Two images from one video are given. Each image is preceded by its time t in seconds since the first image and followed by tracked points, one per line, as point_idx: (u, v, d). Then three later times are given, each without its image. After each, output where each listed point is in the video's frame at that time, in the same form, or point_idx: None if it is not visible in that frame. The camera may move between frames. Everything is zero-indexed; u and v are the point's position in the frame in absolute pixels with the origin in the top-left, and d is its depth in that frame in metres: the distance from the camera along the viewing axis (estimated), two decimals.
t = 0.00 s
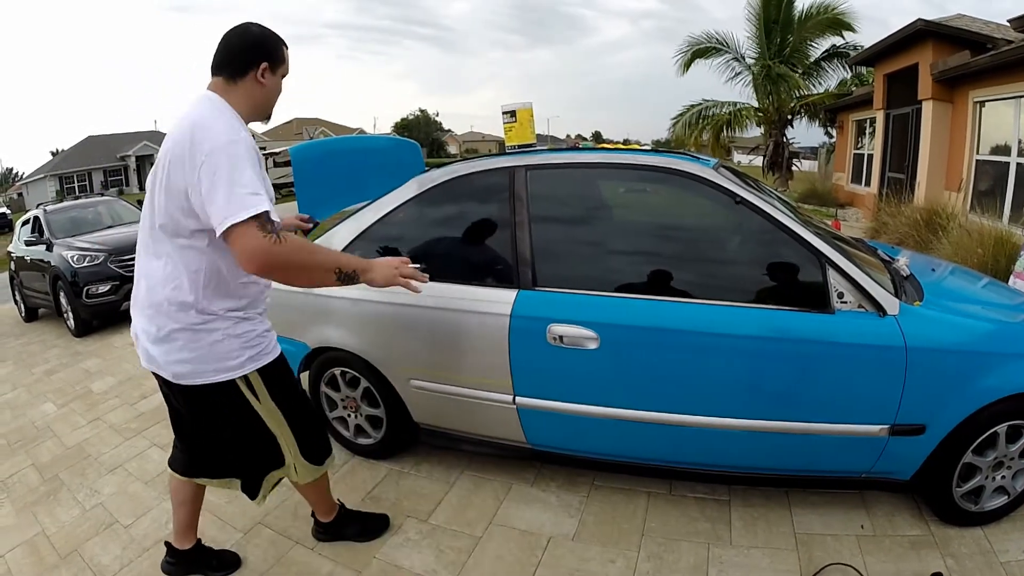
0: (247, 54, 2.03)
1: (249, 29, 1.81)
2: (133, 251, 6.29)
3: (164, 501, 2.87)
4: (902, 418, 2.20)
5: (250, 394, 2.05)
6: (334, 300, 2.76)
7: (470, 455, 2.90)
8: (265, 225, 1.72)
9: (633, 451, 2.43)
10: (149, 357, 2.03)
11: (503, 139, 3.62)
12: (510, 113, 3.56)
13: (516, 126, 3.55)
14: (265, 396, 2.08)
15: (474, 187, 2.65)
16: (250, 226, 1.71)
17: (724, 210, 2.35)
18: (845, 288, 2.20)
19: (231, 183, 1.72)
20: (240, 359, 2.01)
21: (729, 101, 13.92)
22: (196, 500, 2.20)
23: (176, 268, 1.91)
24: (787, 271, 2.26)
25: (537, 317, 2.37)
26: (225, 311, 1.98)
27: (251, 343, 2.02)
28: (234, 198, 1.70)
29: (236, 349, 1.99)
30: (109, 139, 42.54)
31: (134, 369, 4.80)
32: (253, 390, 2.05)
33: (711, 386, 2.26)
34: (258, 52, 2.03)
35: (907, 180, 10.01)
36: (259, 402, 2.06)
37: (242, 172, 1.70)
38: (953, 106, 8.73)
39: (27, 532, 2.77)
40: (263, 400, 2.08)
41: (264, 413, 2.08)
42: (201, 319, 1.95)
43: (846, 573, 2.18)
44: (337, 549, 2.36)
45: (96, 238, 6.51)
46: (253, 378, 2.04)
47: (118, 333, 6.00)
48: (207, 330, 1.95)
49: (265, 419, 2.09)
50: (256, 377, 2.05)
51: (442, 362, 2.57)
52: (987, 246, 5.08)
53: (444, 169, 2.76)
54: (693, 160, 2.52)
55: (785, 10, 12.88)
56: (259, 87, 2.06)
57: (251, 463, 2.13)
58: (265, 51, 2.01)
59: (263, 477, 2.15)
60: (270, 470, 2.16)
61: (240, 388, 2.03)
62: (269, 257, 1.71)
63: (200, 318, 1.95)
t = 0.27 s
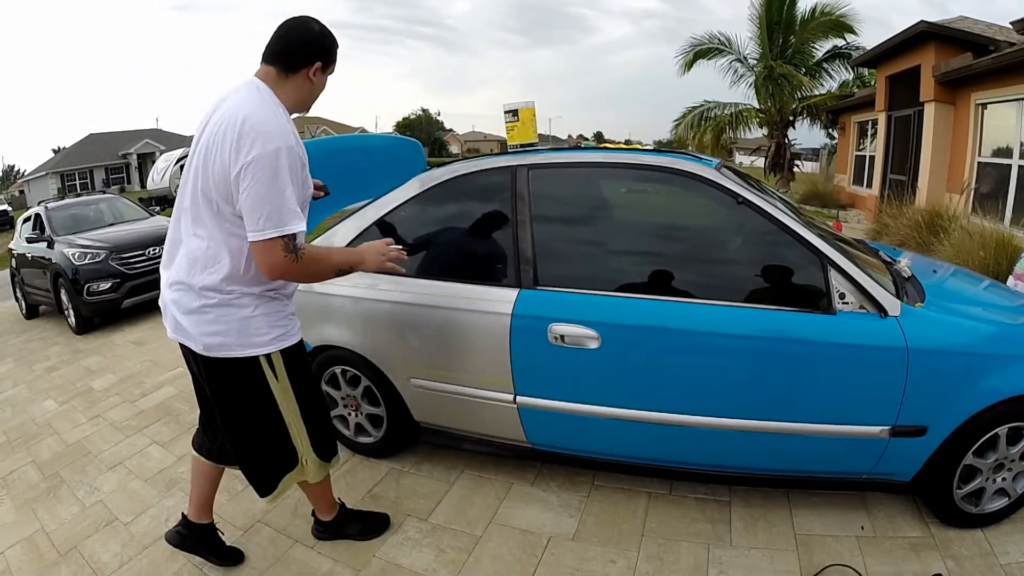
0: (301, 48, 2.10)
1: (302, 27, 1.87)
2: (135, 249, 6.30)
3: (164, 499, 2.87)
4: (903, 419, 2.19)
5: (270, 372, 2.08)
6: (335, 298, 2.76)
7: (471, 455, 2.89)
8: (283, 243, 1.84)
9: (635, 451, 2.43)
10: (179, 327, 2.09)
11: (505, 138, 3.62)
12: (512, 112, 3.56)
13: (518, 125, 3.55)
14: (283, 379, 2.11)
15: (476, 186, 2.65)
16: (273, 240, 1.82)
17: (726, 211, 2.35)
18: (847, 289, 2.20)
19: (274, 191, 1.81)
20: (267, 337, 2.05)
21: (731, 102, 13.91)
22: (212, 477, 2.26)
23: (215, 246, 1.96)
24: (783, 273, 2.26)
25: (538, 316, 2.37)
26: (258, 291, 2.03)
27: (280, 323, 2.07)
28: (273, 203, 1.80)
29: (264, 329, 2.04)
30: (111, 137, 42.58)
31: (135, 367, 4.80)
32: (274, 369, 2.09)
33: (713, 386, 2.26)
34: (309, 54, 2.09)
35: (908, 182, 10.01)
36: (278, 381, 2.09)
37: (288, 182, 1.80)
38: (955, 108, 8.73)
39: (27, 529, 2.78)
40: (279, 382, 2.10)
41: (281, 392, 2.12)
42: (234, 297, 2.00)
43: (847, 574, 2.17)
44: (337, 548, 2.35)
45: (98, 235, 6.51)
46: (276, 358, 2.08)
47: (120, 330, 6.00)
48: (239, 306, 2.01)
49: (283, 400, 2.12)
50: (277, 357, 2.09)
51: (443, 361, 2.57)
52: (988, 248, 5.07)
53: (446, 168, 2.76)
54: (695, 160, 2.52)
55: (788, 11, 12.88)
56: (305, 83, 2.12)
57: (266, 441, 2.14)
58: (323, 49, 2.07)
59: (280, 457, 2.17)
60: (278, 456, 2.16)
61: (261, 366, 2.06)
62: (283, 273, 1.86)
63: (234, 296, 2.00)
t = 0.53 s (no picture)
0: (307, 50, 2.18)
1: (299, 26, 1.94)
2: (134, 249, 6.29)
3: (163, 499, 2.86)
4: (902, 419, 2.20)
5: (272, 358, 2.14)
6: (334, 298, 2.76)
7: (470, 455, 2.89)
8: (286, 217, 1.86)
9: (634, 451, 2.43)
10: (191, 314, 2.15)
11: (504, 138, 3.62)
12: (511, 112, 3.57)
13: (518, 125, 3.55)
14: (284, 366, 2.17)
15: (475, 186, 2.65)
16: (270, 216, 1.84)
17: (725, 211, 2.35)
18: (846, 289, 2.20)
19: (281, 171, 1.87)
20: (272, 326, 2.12)
21: (730, 102, 13.91)
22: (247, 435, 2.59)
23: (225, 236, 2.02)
24: (774, 276, 2.27)
25: (537, 316, 2.37)
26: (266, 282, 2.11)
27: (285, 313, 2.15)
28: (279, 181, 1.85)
29: (270, 318, 2.12)
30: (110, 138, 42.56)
31: (135, 367, 4.80)
32: (275, 356, 2.14)
33: (712, 386, 2.26)
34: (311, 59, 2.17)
35: (907, 182, 10.02)
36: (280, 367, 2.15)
37: (295, 163, 1.86)
38: (954, 108, 8.73)
39: (26, 529, 2.78)
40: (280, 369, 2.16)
41: (281, 379, 2.17)
42: (243, 286, 2.08)
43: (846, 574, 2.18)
44: (337, 548, 2.35)
45: (97, 236, 6.51)
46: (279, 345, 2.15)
47: (119, 331, 6.00)
48: (245, 295, 2.09)
49: (283, 387, 2.17)
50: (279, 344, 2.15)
51: (442, 361, 2.57)
52: (987, 247, 5.08)
53: (446, 168, 2.76)
54: (694, 160, 2.53)
55: (787, 11, 12.88)
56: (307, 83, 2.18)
57: (268, 427, 2.20)
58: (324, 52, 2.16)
59: (281, 443, 2.22)
60: (279, 442, 2.21)
61: (264, 352, 2.12)
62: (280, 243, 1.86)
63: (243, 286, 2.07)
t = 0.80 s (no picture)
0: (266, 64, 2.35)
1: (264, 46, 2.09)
2: (134, 249, 6.30)
3: (163, 499, 2.86)
4: (901, 419, 2.20)
5: (251, 345, 2.21)
6: (334, 298, 2.76)
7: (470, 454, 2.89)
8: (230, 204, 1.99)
9: (634, 451, 2.43)
10: (183, 308, 2.28)
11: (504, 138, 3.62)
12: (511, 112, 3.56)
13: (517, 125, 3.55)
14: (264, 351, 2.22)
15: (475, 186, 2.65)
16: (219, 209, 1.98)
17: (724, 210, 2.35)
18: (846, 289, 2.20)
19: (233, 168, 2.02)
20: (247, 316, 2.19)
21: (730, 102, 13.91)
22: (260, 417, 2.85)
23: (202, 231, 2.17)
24: (766, 277, 2.28)
25: (536, 316, 2.37)
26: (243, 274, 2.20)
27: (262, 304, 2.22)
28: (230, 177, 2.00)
29: (246, 309, 2.19)
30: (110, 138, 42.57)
31: (135, 368, 4.80)
32: (254, 342, 2.21)
33: (712, 385, 2.26)
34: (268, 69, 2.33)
35: (907, 182, 10.01)
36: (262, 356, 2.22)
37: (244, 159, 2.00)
38: (954, 107, 8.73)
39: (26, 529, 2.78)
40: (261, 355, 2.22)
41: (264, 367, 2.23)
42: (221, 279, 2.18)
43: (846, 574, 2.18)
44: (337, 548, 2.35)
45: (97, 236, 6.51)
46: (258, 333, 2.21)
47: (119, 331, 6.00)
48: (222, 287, 2.18)
49: (265, 373, 2.23)
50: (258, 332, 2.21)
51: (442, 361, 2.57)
52: (987, 247, 5.07)
53: (445, 168, 2.76)
54: (694, 160, 2.53)
55: (787, 11, 12.88)
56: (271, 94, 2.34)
57: (251, 411, 2.28)
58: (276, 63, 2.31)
59: (267, 431, 2.27)
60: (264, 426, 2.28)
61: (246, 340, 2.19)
62: (229, 233, 1.99)
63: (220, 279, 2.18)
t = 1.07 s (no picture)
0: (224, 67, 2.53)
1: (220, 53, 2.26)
2: (137, 248, 6.31)
3: (165, 498, 2.86)
4: (904, 420, 2.19)
5: (223, 329, 2.39)
6: (336, 297, 2.76)
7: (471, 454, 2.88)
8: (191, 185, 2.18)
9: (635, 451, 2.43)
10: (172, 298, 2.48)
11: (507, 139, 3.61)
12: (514, 112, 3.56)
13: (520, 125, 3.55)
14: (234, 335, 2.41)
15: (477, 186, 2.65)
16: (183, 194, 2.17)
17: (727, 211, 2.35)
18: (848, 290, 2.20)
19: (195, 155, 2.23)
20: (222, 298, 2.35)
21: (733, 102, 13.89)
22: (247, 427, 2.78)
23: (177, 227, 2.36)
24: (766, 278, 2.28)
25: (539, 316, 2.37)
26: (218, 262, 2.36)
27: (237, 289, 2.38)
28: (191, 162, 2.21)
29: (221, 294, 2.35)
30: (113, 137, 42.65)
31: (137, 366, 4.80)
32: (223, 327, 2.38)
33: (714, 386, 2.26)
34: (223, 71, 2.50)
35: (911, 183, 9.99)
36: (230, 342, 2.42)
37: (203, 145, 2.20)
38: (957, 108, 8.72)
39: (28, 528, 2.78)
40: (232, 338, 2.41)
41: (233, 348, 2.42)
42: (197, 268, 2.34)
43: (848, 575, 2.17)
44: (338, 547, 2.35)
45: (100, 235, 6.52)
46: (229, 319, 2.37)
47: (122, 329, 6.01)
48: (197, 273, 2.35)
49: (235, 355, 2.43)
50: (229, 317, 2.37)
51: (444, 361, 2.56)
52: (991, 249, 5.06)
53: (448, 168, 2.76)
54: (697, 160, 2.52)
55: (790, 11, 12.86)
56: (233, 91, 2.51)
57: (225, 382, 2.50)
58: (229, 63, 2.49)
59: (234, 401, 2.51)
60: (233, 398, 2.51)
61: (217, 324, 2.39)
62: (190, 209, 2.15)
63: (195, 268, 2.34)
